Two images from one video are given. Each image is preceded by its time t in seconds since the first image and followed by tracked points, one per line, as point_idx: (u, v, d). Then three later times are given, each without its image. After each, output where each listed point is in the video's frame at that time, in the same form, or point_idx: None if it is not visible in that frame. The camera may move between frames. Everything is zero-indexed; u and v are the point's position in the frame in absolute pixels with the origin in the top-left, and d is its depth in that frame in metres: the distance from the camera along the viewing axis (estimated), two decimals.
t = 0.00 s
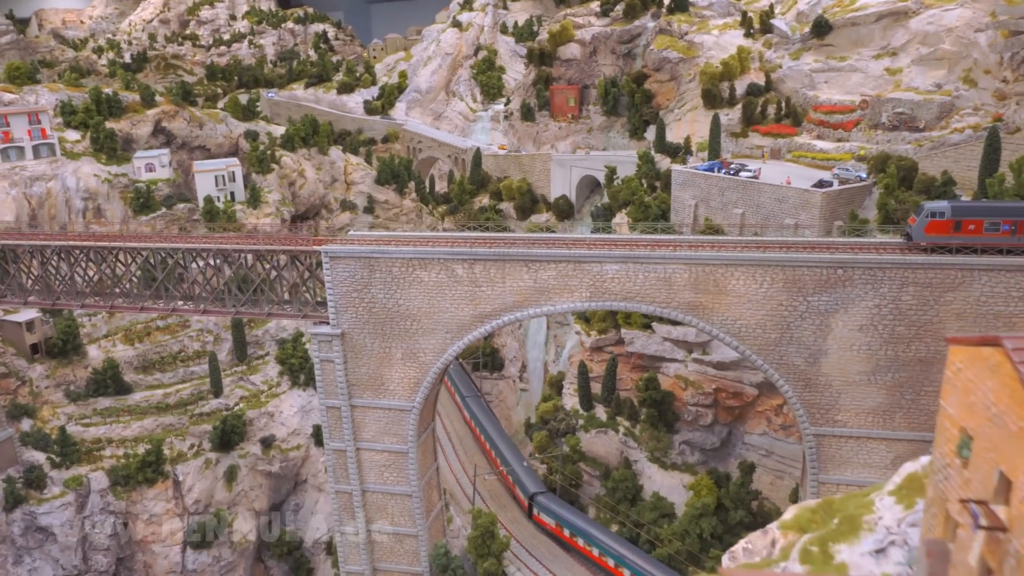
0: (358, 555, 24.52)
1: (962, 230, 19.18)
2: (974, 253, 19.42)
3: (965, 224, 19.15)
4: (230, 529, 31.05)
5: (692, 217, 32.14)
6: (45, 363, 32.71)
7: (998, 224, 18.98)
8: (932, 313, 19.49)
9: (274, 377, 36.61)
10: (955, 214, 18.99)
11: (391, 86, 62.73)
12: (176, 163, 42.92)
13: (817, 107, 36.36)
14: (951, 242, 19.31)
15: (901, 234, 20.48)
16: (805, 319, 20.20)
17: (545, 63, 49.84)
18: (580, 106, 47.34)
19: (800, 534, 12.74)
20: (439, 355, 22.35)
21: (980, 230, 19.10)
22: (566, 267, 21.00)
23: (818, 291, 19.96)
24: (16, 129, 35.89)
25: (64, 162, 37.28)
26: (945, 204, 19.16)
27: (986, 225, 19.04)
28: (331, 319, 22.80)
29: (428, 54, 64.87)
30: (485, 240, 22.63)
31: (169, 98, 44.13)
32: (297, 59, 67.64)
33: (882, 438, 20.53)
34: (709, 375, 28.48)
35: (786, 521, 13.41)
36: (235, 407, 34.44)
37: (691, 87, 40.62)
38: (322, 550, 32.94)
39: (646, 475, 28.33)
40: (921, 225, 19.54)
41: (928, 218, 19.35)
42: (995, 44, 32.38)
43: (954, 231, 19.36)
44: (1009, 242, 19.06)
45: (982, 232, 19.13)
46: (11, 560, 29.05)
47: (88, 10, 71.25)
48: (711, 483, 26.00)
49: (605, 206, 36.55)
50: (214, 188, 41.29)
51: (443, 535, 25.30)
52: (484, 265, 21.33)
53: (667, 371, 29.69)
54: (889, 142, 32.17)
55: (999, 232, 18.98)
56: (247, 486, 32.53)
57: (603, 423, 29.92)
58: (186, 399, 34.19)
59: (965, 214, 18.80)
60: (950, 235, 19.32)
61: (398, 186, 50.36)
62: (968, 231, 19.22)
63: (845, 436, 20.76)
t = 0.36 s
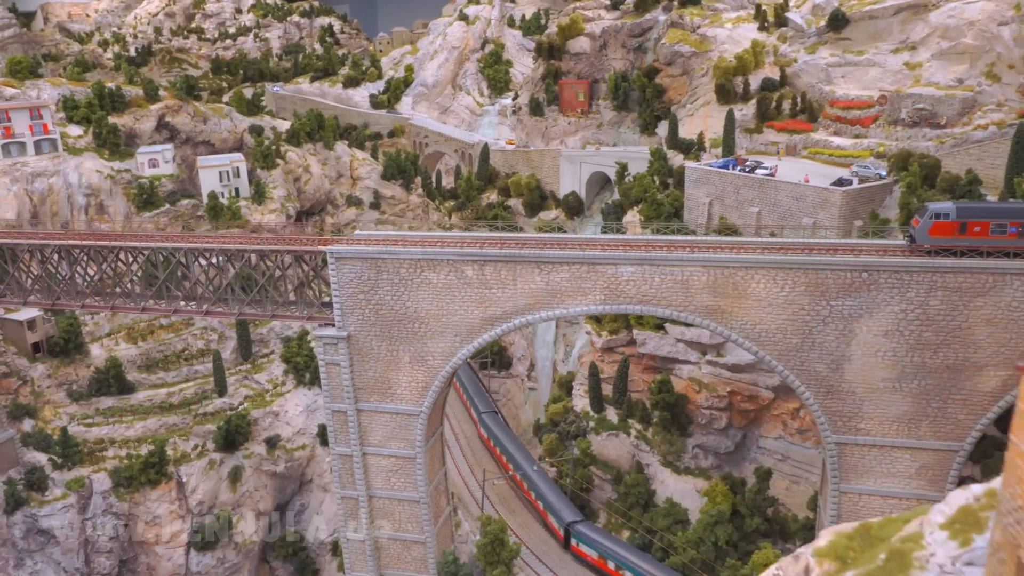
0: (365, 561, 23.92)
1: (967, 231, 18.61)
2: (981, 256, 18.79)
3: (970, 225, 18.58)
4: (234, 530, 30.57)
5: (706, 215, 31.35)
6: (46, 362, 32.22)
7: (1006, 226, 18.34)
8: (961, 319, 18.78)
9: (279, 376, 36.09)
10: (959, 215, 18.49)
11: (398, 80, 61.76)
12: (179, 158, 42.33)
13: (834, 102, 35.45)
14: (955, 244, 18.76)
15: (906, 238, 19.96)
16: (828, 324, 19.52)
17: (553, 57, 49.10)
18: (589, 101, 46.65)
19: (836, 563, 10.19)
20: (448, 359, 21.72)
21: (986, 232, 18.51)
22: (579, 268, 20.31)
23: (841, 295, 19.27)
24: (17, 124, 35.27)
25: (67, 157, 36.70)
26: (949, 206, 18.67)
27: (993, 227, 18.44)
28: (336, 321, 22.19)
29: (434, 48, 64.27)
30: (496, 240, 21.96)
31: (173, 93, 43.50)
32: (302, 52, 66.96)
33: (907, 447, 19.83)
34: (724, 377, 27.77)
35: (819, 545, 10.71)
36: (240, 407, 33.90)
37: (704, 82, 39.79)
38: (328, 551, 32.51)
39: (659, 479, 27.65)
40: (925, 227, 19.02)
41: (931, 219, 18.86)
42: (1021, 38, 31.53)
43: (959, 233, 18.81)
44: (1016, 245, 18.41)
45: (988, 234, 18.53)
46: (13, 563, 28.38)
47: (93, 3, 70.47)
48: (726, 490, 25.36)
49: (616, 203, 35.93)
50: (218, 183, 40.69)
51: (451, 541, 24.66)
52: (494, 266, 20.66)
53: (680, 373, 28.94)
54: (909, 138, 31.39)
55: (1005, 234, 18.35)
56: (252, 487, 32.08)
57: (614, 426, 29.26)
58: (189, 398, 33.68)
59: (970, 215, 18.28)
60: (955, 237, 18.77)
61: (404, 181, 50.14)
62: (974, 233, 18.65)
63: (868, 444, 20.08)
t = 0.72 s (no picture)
0: (371, 565, 23.36)
1: (971, 230, 17.87)
2: (985, 256, 18.11)
3: (975, 224, 17.84)
4: (238, 529, 30.18)
5: (720, 210, 30.59)
6: (49, 358, 31.79)
7: (1010, 226, 17.65)
8: (991, 322, 18.05)
9: (284, 372, 35.55)
10: (964, 214, 17.73)
11: (404, 71, 60.63)
12: (183, 151, 41.37)
13: (851, 95, 34.55)
14: (959, 244, 18.04)
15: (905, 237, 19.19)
16: (852, 326, 18.86)
17: (562, 48, 47.62)
18: (599, 92, 45.58)
19: None
20: (457, 360, 21.10)
21: (991, 232, 17.82)
22: (593, 267, 19.64)
23: (866, 296, 18.60)
24: (18, 117, 34.80)
25: (68, 150, 36.15)
26: (954, 203, 17.91)
27: (998, 226, 17.74)
28: (342, 320, 21.60)
29: (441, 39, 63.60)
30: (507, 237, 21.29)
31: (176, 85, 42.85)
32: (308, 43, 66.23)
33: (932, 454, 19.13)
34: (739, 377, 27.06)
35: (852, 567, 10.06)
36: (244, 404, 33.39)
37: (717, 74, 38.86)
38: (334, 549, 32.09)
39: (671, 481, 26.99)
40: (927, 226, 18.23)
41: (935, 217, 18.06)
42: None
43: (963, 232, 18.07)
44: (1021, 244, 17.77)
45: (993, 233, 17.84)
46: (14, 563, 27.82)
47: None
48: (741, 493, 24.67)
49: (627, 197, 35.26)
50: (222, 177, 40.12)
51: (460, 544, 24.04)
52: (506, 265, 20.01)
53: (693, 373, 28.26)
54: (930, 132, 30.51)
55: (1010, 234, 17.68)
56: (256, 485, 31.58)
57: (625, 426, 28.62)
58: (193, 395, 33.17)
59: (976, 213, 17.53)
60: (959, 236, 18.03)
61: (410, 174, 49.36)
62: (978, 232, 17.94)
63: (892, 451, 19.40)
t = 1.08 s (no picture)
0: (377, 566, 22.85)
1: (971, 227, 17.28)
2: (986, 253, 17.51)
3: (975, 221, 17.24)
4: (243, 526, 29.79)
5: (735, 204, 29.74)
6: (51, 353, 31.34)
7: (1012, 222, 17.03)
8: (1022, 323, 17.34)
9: (289, 367, 35.09)
10: (963, 210, 17.14)
11: (410, 60, 60.33)
12: (186, 141, 40.84)
13: (869, 85, 33.67)
14: (958, 240, 17.48)
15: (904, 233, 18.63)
16: (877, 326, 18.16)
17: (572, 36, 46.86)
18: (608, 82, 44.81)
19: None
20: (466, 359, 20.49)
21: (991, 228, 17.22)
22: (607, 264, 18.97)
23: (892, 296, 17.90)
24: (18, 108, 34.20)
25: (70, 141, 35.55)
26: (953, 199, 17.31)
27: (998, 223, 17.15)
28: (348, 318, 21.00)
29: (447, 27, 62.88)
30: (518, 233, 20.62)
31: (179, 74, 42.18)
32: (313, 32, 65.44)
33: (958, 459, 18.44)
34: (754, 376, 26.31)
35: None
36: (249, 399, 32.91)
37: (731, 64, 37.96)
38: (339, 546, 31.75)
39: (684, 481, 26.32)
40: (926, 222, 17.68)
41: (934, 214, 17.48)
42: None
43: (962, 229, 17.50)
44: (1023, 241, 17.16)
45: (994, 230, 17.25)
46: (17, 560, 27.45)
47: None
48: (757, 495, 24.00)
49: (638, 189, 34.59)
50: (226, 168, 39.51)
51: (468, 546, 23.50)
52: (517, 262, 19.37)
53: (707, 370, 27.62)
54: (951, 123, 29.64)
55: (1012, 230, 17.06)
56: (261, 481, 31.13)
57: (636, 424, 27.96)
58: (197, 390, 32.72)
59: (976, 209, 16.91)
60: (958, 233, 17.47)
61: (417, 165, 49.21)
62: (978, 228, 17.33)
63: (916, 455, 18.71)
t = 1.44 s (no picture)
0: (384, 567, 22.37)
1: (966, 223, 17.05)
2: (984, 250, 17.19)
3: (971, 217, 17.02)
4: (248, 523, 29.38)
5: (750, 196, 28.98)
6: (52, 347, 30.86)
7: (1010, 218, 16.75)
8: None
9: (294, 361, 34.63)
10: (958, 205, 16.94)
11: (416, 48, 58.74)
12: (189, 131, 40.43)
13: (888, 74, 32.81)
14: (954, 237, 17.24)
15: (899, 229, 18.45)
16: (902, 327, 17.47)
17: (582, 24, 46.14)
18: (619, 71, 44.17)
19: None
20: (476, 358, 19.90)
21: (988, 224, 16.95)
22: (622, 262, 18.31)
23: (919, 295, 17.20)
24: (18, 97, 33.62)
25: (71, 131, 34.95)
26: (948, 194, 17.13)
27: (995, 219, 16.88)
28: (354, 315, 20.42)
29: (454, 14, 62.10)
30: (529, 228, 19.97)
31: (182, 63, 41.48)
32: (318, 20, 64.57)
33: (985, 464, 17.79)
34: (769, 373, 25.68)
35: None
36: (253, 394, 32.48)
37: (745, 52, 36.92)
38: (345, 542, 31.49)
39: (697, 480, 25.70)
40: (921, 218, 17.53)
41: (928, 209, 17.32)
42: None
43: (958, 224, 17.25)
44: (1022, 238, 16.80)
45: (991, 226, 16.97)
46: (19, 558, 27.20)
47: None
48: (773, 496, 23.33)
49: (649, 180, 33.95)
50: (230, 158, 38.90)
51: (476, 547, 23.01)
52: (529, 259, 18.73)
53: (721, 367, 27.01)
54: (974, 114, 28.75)
55: (1009, 227, 16.75)
56: (266, 477, 30.69)
57: (648, 421, 27.35)
58: (201, 384, 32.32)
59: (971, 205, 16.71)
60: (954, 229, 17.24)
61: (423, 155, 48.24)
62: (975, 225, 17.08)
63: (941, 459, 18.06)
